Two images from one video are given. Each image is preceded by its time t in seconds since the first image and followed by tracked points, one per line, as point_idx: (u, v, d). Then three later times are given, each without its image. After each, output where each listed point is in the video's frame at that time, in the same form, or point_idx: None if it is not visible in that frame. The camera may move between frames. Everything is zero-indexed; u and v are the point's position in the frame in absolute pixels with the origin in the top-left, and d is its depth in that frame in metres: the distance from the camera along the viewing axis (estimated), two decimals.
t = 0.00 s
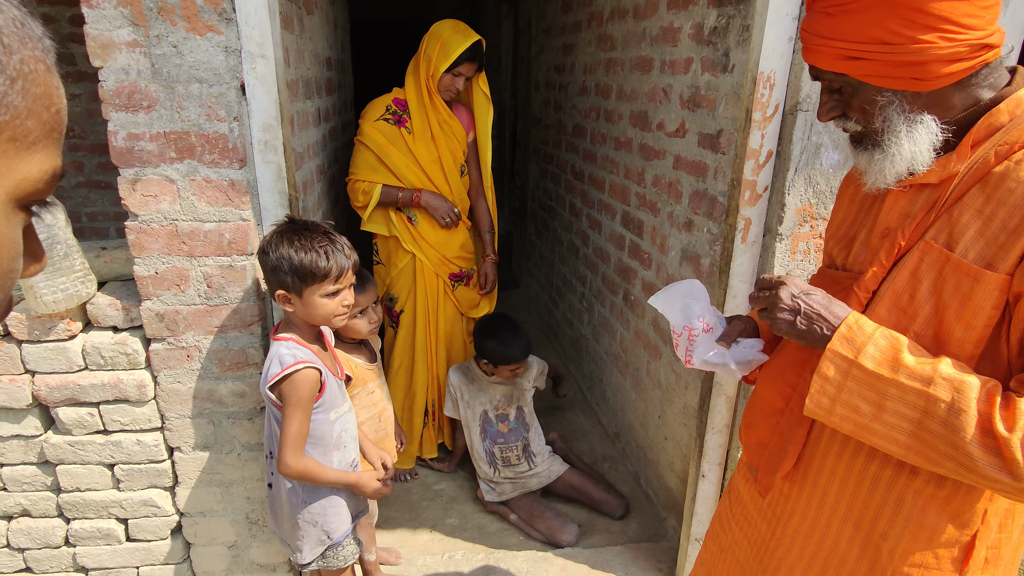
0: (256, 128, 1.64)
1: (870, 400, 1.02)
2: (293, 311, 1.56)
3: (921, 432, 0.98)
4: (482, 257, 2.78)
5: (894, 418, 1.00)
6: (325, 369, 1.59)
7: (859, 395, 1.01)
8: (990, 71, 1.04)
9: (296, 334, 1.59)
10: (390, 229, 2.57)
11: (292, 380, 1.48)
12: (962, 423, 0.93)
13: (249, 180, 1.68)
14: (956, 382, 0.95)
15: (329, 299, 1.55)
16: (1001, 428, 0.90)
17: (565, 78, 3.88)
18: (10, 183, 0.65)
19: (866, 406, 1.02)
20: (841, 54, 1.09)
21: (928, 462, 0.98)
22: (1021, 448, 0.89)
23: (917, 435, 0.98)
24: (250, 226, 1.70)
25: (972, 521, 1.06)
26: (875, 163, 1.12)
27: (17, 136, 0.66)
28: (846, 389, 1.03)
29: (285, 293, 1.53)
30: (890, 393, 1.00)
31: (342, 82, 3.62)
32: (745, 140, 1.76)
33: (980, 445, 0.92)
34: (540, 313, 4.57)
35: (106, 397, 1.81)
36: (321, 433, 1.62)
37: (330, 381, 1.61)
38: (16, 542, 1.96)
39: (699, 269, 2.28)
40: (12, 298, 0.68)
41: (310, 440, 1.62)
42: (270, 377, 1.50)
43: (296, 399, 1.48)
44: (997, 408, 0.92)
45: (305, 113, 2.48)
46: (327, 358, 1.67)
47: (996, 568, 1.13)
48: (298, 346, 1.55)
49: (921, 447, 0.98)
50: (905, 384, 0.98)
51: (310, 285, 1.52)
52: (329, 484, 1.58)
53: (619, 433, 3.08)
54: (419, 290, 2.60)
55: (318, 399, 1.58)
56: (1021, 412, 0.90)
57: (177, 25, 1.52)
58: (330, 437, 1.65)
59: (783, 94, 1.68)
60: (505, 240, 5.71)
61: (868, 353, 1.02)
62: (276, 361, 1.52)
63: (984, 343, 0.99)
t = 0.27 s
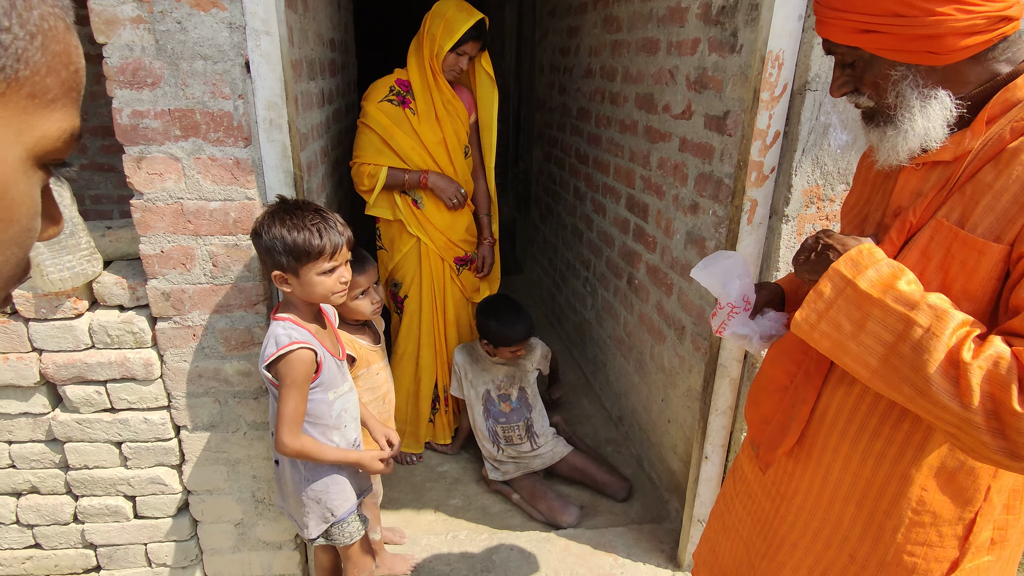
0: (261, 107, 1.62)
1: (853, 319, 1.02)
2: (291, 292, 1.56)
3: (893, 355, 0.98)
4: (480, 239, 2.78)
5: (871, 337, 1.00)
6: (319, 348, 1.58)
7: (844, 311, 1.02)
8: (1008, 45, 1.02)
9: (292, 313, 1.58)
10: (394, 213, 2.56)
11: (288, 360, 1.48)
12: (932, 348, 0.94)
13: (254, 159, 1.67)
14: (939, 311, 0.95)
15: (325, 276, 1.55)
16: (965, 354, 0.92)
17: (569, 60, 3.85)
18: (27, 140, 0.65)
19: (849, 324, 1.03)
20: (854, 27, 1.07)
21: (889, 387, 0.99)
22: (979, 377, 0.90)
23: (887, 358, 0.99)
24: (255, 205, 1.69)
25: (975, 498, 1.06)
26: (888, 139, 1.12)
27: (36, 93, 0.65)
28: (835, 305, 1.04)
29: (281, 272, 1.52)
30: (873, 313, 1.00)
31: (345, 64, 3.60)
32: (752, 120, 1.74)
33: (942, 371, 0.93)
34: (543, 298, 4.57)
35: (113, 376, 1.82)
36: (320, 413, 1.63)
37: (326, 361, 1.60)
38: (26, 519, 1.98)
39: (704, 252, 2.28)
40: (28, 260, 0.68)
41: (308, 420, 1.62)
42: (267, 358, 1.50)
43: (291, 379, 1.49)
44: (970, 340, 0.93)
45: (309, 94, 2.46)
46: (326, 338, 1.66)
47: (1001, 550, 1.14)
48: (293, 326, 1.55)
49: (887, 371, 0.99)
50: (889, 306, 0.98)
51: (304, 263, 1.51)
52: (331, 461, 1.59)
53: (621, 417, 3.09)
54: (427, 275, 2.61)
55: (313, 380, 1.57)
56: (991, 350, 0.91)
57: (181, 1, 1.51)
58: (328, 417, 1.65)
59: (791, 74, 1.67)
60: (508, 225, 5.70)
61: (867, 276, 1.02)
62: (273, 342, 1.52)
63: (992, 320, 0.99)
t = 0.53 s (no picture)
0: (261, 103, 1.62)
1: (827, 304, 1.03)
2: (287, 289, 1.56)
3: (864, 336, 0.97)
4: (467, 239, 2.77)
5: (845, 319, 1.00)
6: (316, 344, 1.58)
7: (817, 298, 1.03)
8: (1012, 39, 1.01)
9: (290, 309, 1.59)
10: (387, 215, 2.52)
11: (285, 355, 1.48)
12: (897, 323, 0.93)
13: (254, 156, 1.66)
14: (906, 288, 0.94)
15: (321, 272, 1.55)
16: (933, 326, 0.90)
17: (568, 58, 3.85)
18: (43, 136, 0.63)
19: (823, 309, 1.03)
20: (857, 22, 1.08)
21: (862, 368, 0.98)
22: (945, 348, 0.88)
23: (859, 339, 0.98)
24: (255, 202, 1.69)
25: (973, 493, 1.07)
26: (891, 134, 1.13)
27: (52, 88, 0.64)
28: (812, 292, 1.05)
29: (278, 270, 1.52)
30: (845, 296, 1.00)
31: (344, 62, 3.60)
32: (751, 117, 1.75)
33: (906, 344, 0.92)
34: (542, 296, 4.57)
35: (113, 373, 1.82)
36: (317, 410, 1.63)
37: (323, 358, 1.61)
38: (26, 517, 1.98)
39: (703, 249, 2.28)
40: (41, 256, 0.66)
41: (307, 417, 1.63)
42: (265, 353, 1.50)
43: (289, 375, 1.49)
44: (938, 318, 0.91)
45: (308, 91, 2.46)
46: (324, 335, 1.66)
47: (1008, 552, 1.15)
48: (291, 322, 1.55)
49: (859, 352, 0.98)
50: (859, 288, 0.99)
51: (299, 260, 1.51)
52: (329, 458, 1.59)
53: (620, 414, 3.10)
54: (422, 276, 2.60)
55: (312, 376, 1.58)
56: (957, 325, 0.90)
57: None
58: (326, 414, 1.66)
59: (790, 71, 1.67)
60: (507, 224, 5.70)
61: (840, 261, 1.03)
62: (270, 338, 1.52)
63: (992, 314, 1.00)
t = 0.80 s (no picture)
0: (245, 116, 1.62)
1: (819, 333, 1.04)
2: (274, 300, 1.55)
3: (857, 363, 0.99)
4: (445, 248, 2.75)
5: (838, 348, 1.01)
6: (305, 356, 1.58)
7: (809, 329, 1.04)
8: (984, 57, 1.05)
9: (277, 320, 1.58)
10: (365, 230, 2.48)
11: (274, 368, 1.48)
12: (888, 349, 0.94)
13: (238, 169, 1.66)
14: (895, 313, 0.95)
15: (308, 280, 1.54)
16: (924, 349, 0.91)
17: (557, 66, 3.87)
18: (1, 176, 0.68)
19: (815, 339, 1.05)
20: (832, 38, 1.09)
21: (854, 396, 1.00)
22: (937, 371, 0.89)
23: (853, 367, 0.99)
24: (240, 215, 1.69)
25: (956, 507, 1.07)
26: (868, 149, 1.13)
27: (12, 131, 0.68)
28: (804, 323, 1.06)
29: (264, 281, 1.52)
30: (835, 324, 1.01)
31: (333, 71, 3.60)
32: (735, 128, 1.76)
33: (898, 368, 0.93)
34: (533, 303, 4.57)
35: (97, 386, 1.81)
36: (305, 421, 1.63)
37: (311, 369, 1.60)
38: (10, 532, 1.96)
39: (690, 257, 2.29)
40: None
41: (295, 429, 1.62)
42: (252, 365, 1.50)
43: (277, 387, 1.48)
44: (927, 339, 0.92)
45: (295, 102, 2.46)
46: (312, 347, 1.66)
47: (992, 564, 1.15)
48: (280, 334, 1.54)
49: (851, 380, 1.00)
50: (848, 317, 1.00)
51: (286, 267, 1.51)
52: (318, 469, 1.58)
53: (610, 422, 3.10)
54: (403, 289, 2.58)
55: (299, 388, 1.58)
56: (947, 347, 0.90)
57: (164, 11, 1.51)
58: (313, 425, 1.65)
59: (773, 82, 1.68)
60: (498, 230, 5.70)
61: (827, 290, 1.04)
62: (258, 350, 1.52)
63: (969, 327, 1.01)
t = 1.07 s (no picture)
0: (235, 123, 1.62)
1: (818, 338, 1.04)
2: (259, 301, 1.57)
3: (851, 369, 0.99)
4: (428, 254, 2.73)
5: (834, 353, 1.01)
6: (295, 360, 1.57)
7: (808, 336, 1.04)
8: (972, 61, 1.05)
9: (266, 325, 1.57)
10: (353, 241, 2.41)
11: (263, 370, 1.47)
12: (878, 352, 0.95)
13: (228, 175, 1.66)
14: (887, 318, 0.96)
15: (285, 286, 1.51)
16: (910, 352, 0.92)
17: (550, 71, 3.88)
18: None
19: (813, 343, 1.05)
20: (822, 40, 1.09)
21: (849, 399, 1.00)
22: (923, 374, 0.90)
23: (847, 371, 1.00)
24: (230, 221, 1.68)
25: (950, 511, 1.07)
26: (856, 152, 1.13)
27: None
28: (804, 329, 1.06)
29: (248, 283, 1.54)
30: (832, 329, 1.02)
31: (326, 77, 3.59)
32: (726, 132, 1.76)
33: (886, 371, 0.94)
34: (527, 307, 4.56)
35: (86, 395, 1.79)
36: (295, 427, 1.61)
37: (301, 374, 1.59)
38: None
39: (683, 262, 2.29)
40: None
41: (284, 435, 1.61)
42: (241, 369, 1.49)
43: (266, 390, 1.47)
44: (914, 341, 0.93)
45: (287, 108, 2.45)
46: (304, 352, 1.64)
47: (987, 566, 1.15)
48: (269, 337, 1.53)
49: (846, 386, 1.00)
50: (842, 318, 1.00)
51: (261, 272, 1.50)
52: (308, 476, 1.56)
53: (605, 426, 3.09)
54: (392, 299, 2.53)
55: (289, 393, 1.56)
56: (933, 350, 0.91)
57: (152, 18, 1.51)
58: (304, 432, 1.64)
59: (763, 86, 1.69)
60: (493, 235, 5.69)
61: (825, 295, 1.04)
62: (247, 353, 1.51)
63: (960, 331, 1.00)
